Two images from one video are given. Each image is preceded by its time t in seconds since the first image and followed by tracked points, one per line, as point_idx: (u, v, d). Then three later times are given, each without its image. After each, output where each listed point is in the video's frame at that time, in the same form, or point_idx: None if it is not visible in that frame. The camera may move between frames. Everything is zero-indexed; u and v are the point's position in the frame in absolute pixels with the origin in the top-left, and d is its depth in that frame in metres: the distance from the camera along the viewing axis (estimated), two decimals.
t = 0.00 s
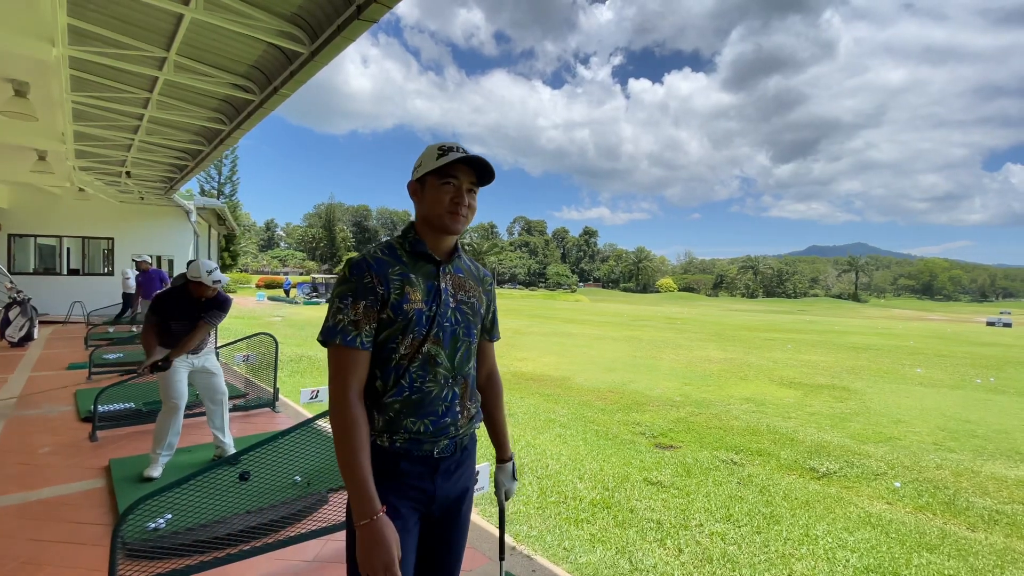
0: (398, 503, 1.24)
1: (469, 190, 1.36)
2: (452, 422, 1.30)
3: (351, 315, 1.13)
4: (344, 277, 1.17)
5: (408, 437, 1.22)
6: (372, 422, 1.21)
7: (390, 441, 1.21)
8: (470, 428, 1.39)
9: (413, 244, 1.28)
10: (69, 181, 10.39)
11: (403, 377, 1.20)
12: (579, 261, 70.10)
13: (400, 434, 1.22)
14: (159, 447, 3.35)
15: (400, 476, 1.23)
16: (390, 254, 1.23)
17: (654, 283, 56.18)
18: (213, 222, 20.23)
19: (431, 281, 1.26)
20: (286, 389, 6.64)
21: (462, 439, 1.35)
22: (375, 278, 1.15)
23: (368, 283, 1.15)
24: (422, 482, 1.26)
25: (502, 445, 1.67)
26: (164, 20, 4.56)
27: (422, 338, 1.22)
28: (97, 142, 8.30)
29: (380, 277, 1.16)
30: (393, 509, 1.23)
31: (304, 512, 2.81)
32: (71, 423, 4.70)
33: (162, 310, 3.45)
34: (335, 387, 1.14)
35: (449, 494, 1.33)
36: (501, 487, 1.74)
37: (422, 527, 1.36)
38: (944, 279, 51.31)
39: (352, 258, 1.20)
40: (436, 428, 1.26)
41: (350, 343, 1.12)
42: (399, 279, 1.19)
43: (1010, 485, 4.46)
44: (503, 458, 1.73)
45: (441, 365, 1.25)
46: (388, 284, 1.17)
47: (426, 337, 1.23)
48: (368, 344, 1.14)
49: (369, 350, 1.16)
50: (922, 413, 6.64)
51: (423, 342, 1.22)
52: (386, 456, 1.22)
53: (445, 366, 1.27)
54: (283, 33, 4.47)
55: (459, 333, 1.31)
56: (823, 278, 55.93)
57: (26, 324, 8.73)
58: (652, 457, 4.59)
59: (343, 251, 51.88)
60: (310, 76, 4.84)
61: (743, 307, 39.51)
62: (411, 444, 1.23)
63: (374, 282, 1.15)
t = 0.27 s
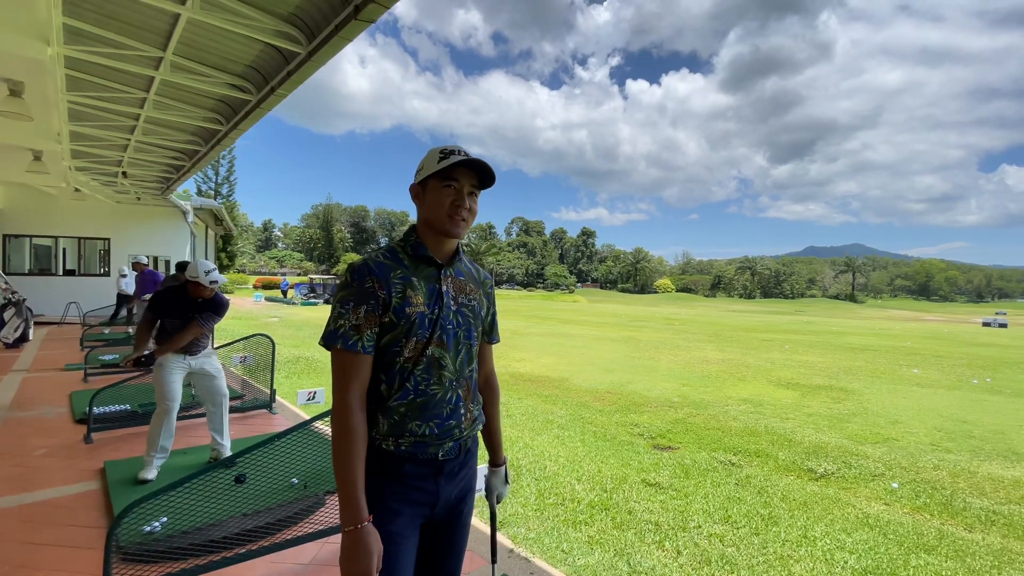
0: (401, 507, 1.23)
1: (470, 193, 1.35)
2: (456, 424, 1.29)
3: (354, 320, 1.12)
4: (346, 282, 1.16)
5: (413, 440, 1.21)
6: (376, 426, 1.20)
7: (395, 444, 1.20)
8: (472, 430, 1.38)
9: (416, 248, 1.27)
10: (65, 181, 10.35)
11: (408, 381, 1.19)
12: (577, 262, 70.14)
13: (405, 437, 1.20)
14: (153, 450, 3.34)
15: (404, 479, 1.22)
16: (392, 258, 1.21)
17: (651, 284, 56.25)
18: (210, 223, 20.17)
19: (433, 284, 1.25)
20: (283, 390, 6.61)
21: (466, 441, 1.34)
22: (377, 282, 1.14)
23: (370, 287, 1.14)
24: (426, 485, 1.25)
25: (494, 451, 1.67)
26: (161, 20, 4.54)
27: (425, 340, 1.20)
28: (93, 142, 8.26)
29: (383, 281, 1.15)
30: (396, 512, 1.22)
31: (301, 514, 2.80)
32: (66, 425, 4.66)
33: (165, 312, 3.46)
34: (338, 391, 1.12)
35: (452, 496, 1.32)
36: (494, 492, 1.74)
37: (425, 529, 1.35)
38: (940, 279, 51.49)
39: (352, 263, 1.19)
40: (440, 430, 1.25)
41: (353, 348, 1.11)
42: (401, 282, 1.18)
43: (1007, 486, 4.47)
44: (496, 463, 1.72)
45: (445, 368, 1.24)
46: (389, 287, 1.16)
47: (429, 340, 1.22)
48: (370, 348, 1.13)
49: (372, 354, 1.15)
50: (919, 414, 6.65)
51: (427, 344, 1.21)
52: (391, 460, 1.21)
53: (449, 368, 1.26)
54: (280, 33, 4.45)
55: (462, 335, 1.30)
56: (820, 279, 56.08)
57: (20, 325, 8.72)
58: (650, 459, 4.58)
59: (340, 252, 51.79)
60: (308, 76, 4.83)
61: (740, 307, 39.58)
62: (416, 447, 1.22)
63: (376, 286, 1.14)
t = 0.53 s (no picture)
0: (406, 510, 1.21)
1: (469, 193, 1.33)
2: (460, 426, 1.28)
3: (358, 322, 1.11)
4: (348, 285, 1.15)
5: (419, 442, 1.20)
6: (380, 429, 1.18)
7: (400, 447, 1.19)
8: (478, 432, 1.37)
9: (416, 249, 1.26)
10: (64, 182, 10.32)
11: (413, 383, 1.17)
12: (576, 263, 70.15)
13: (410, 439, 1.19)
14: (154, 451, 3.31)
15: (409, 481, 1.20)
16: (393, 260, 1.21)
17: (650, 285, 56.27)
18: (209, 223, 20.14)
19: (436, 286, 1.23)
20: (282, 392, 6.59)
21: (471, 443, 1.33)
22: (379, 285, 1.13)
23: (372, 289, 1.13)
24: (432, 487, 1.23)
25: (505, 455, 1.66)
26: (159, 20, 4.52)
27: (429, 342, 1.19)
28: (92, 143, 8.24)
29: (385, 283, 1.14)
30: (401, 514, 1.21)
31: (301, 516, 2.78)
32: (64, 426, 4.64)
33: (173, 314, 3.46)
34: (340, 394, 1.11)
35: (457, 498, 1.31)
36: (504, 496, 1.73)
37: (430, 530, 1.34)
38: (939, 280, 51.56)
39: (355, 265, 1.18)
40: (446, 432, 1.23)
41: (356, 350, 1.10)
42: (403, 284, 1.17)
43: (1008, 486, 4.46)
44: (506, 467, 1.71)
45: (449, 369, 1.23)
46: (391, 290, 1.15)
47: (433, 341, 1.20)
48: (372, 350, 1.12)
49: (375, 356, 1.14)
50: (919, 415, 6.64)
51: (431, 345, 1.20)
52: (396, 462, 1.20)
53: (453, 369, 1.25)
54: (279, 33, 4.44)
55: (465, 336, 1.29)
56: (819, 280, 56.12)
57: (18, 325, 8.71)
58: (650, 460, 4.56)
59: (339, 253, 51.76)
60: (307, 76, 4.81)
61: (739, 308, 39.60)
62: (422, 449, 1.20)
63: (378, 288, 1.13)
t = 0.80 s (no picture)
0: (410, 512, 1.21)
1: (468, 196, 1.32)
2: (464, 428, 1.27)
3: (361, 326, 1.11)
4: (351, 288, 1.14)
5: (423, 445, 1.20)
6: (384, 432, 1.18)
7: (404, 449, 1.18)
8: (481, 434, 1.37)
9: (419, 252, 1.25)
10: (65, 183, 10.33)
11: (416, 386, 1.17)
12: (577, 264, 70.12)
13: (415, 442, 1.19)
14: (159, 450, 3.29)
15: (413, 485, 1.20)
16: (395, 263, 1.20)
17: (651, 286, 56.22)
18: (210, 225, 20.15)
19: (437, 289, 1.23)
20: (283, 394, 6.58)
21: (474, 445, 1.32)
22: (381, 288, 1.13)
23: (373, 292, 1.12)
24: (436, 490, 1.23)
25: (513, 459, 1.65)
26: (160, 21, 4.53)
27: (431, 344, 1.19)
28: (93, 144, 8.25)
29: (387, 287, 1.14)
30: (406, 517, 1.20)
31: (303, 518, 2.77)
32: (65, 428, 4.64)
33: (190, 318, 3.33)
34: (343, 397, 1.11)
35: (462, 501, 1.30)
36: (512, 499, 1.72)
37: (435, 532, 1.34)
38: (941, 281, 51.34)
39: (357, 268, 1.17)
40: (450, 435, 1.23)
41: (358, 354, 1.10)
42: (405, 287, 1.16)
43: (1010, 489, 4.44)
44: (514, 469, 1.70)
45: (452, 372, 1.22)
46: (393, 292, 1.14)
47: (436, 343, 1.20)
48: (374, 353, 1.12)
49: (378, 359, 1.14)
50: (921, 416, 6.63)
51: (433, 348, 1.19)
52: (400, 465, 1.19)
53: (455, 372, 1.24)
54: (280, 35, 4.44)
55: (468, 338, 1.28)
56: (820, 281, 56.05)
57: (19, 327, 8.71)
58: (652, 462, 4.55)
59: (340, 254, 51.77)
60: (308, 78, 4.82)
61: (740, 309, 39.55)
62: (426, 452, 1.20)
63: (379, 291, 1.12)
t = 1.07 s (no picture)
0: (414, 511, 1.21)
1: (468, 194, 1.32)
2: (468, 428, 1.27)
3: (366, 327, 1.11)
4: (356, 289, 1.14)
5: (428, 445, 1.20)
6: (389, 433, 1.18)
7: (408, 449, 1.18)
8: (485, 434, 1.37)
9: (423, 253, 1.26)
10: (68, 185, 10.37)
11: (420, 386, 1.17)
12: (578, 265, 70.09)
13: (419, 442, 1.19)
14: (169, 449, 3.31)
15: (417, 484, 1.20)
16: (400, 265, 1.20)
17: (653, 287, 56.18)
18: (212, 226, 20.20)
19: (441, 290, 1.23)
20: (285, 394, 6.59)
21: (478, 445, 1.32)
22: (386, 289, 1.13)
23: (379, 293, 1.13)
24: (439, 490, 1.23)
25: (513, 460, 1.65)
26: (163, 23, 4.54)
27: (436, 345, 1.19)
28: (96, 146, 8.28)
29: (392, 288, 1.14)
30: (410, 517, 1.20)
31: (305, 519, 2.77)
32: (68, 429, 4.66)
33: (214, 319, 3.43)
34: (349, 397, 1.11)
35: (465, 501, 1.30)
36: (512, 500, 1.72)
37: (437, 532, 1.34)
38: (944, 281, 51.20)
39: (362, 270, 1.18)
40: (454, 435, 1.23)
41: (364, 355, 1.10)
42: (410, 288, 1.17)
43: (1014, 490, 4.43)
44: (514, 470, 1.70)
45: (456, 372, 1.22)
46: (398, 293, 1.15)
47: (440, 344, 1.20)
48: (380, 354, 1.12)
49: (383, 360, 1.14)
50: (924, 417, 6.61)
51: (438, 348, 1.19)
52: (404, 465, 1.19)
53: (459, 373, 1.24)
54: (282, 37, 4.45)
55: (472, 339, 1.28)
56: (822, 281, 55.94)
57: (23, 328, 8.74)
58: (654, 463, 4.54)
59: (342, 255, 51.82)
60: (310, 79, 4.82)
61: (743, 310, 39.50)
62: (430, 452, 1.20)
63: (384, 292, 1.13)
